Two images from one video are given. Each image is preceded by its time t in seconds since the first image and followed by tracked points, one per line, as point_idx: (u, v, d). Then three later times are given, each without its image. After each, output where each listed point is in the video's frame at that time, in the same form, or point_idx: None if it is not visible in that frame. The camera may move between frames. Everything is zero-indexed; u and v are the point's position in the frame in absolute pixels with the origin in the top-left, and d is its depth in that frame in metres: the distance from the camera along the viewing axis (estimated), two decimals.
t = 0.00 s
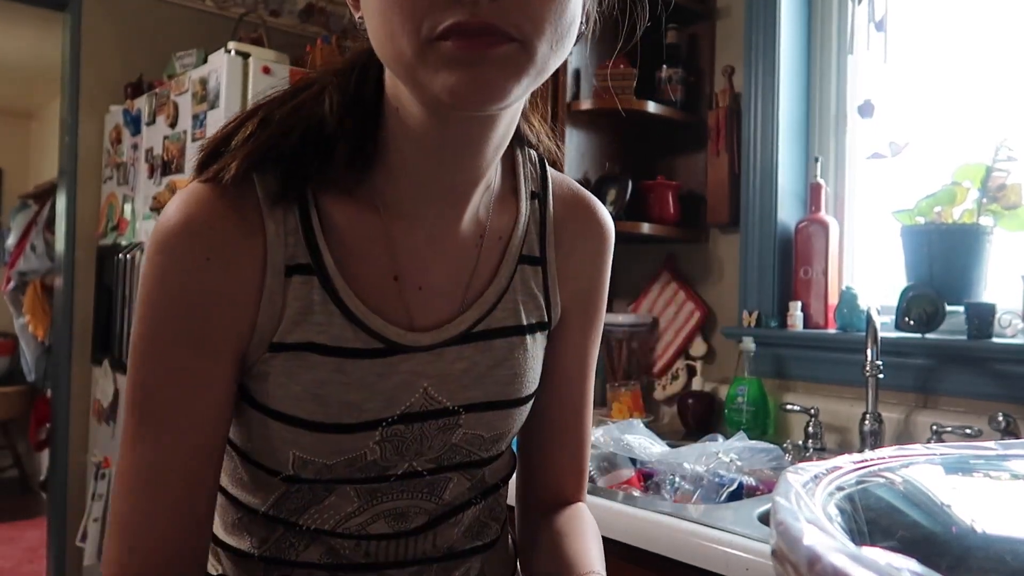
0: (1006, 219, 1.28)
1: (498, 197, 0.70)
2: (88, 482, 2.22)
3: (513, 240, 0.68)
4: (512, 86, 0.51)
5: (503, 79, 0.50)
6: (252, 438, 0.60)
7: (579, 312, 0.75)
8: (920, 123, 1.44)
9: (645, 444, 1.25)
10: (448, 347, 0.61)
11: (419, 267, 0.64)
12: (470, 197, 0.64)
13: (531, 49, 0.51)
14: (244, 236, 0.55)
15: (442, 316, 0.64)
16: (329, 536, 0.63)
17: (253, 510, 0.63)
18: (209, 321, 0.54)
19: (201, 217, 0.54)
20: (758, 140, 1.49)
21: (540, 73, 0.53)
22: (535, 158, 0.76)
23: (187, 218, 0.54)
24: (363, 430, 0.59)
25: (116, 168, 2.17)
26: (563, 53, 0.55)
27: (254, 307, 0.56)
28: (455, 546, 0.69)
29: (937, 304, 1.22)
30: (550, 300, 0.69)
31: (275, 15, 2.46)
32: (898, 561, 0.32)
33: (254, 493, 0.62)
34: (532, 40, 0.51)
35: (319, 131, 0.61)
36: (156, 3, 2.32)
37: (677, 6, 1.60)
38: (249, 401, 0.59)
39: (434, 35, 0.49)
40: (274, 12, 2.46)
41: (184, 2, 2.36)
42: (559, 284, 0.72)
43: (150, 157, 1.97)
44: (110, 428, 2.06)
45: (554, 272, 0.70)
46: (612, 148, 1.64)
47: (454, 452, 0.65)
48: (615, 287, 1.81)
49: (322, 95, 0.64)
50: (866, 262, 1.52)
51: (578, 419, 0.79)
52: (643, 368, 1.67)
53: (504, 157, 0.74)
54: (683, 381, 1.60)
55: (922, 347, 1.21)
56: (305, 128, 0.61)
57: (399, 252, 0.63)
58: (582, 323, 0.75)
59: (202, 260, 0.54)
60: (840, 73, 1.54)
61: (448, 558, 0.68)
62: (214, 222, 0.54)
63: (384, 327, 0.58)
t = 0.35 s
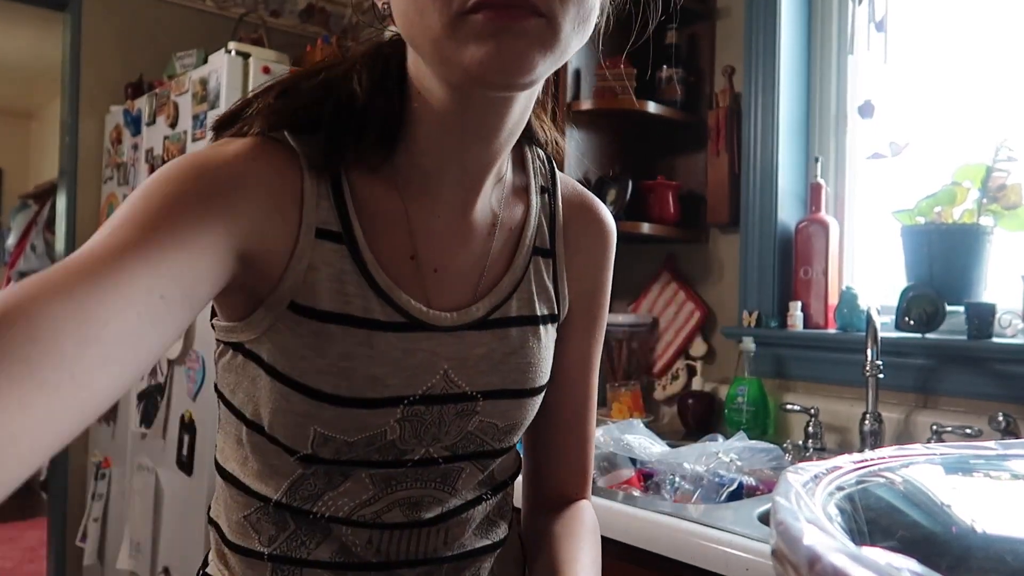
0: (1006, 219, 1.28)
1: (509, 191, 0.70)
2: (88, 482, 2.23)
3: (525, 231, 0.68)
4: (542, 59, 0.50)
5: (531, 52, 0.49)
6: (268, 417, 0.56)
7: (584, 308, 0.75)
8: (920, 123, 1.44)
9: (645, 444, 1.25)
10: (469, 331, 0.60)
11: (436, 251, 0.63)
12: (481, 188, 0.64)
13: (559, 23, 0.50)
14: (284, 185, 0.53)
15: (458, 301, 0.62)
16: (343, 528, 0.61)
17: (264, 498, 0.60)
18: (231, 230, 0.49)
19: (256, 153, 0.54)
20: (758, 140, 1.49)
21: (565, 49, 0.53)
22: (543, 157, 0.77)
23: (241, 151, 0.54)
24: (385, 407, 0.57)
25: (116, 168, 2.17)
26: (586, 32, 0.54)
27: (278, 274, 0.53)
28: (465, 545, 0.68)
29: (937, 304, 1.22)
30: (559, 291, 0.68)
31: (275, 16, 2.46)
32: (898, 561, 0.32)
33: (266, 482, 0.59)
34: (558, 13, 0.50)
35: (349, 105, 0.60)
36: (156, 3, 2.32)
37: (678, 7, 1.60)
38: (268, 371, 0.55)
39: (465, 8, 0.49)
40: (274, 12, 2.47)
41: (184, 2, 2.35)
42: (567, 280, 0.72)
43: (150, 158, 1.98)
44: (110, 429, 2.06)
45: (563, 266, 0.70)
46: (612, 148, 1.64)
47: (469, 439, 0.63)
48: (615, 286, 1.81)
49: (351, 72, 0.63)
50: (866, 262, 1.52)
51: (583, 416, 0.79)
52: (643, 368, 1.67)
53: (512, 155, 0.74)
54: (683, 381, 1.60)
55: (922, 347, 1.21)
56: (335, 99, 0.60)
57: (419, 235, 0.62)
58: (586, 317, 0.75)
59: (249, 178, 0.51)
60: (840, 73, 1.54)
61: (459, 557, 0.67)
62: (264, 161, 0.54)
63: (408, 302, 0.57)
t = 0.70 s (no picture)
0: (1006, 219, 1.28)
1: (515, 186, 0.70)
2: (87, 482, 2.23)
3: (532, 229, 0.68)
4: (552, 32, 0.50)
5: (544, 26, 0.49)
6: (282, 423, 0.56)
7: (586, 305, 0.76)
8: (920, 122, 1.44)
9: (645, 444, 1.25)
10: (480, 331, 0.60)
11: (447, 251, 0.63)
12: (493, 186, 0.64)
13: None
14: (309, 188, 0.53)
15: (469, 302, 0.62)
16: (354, 530, 0.61)
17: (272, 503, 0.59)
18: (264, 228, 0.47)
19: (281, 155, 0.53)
20: (759, 140, 1.49)
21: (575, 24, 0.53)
22: (543, 153, 0.77)
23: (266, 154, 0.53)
24: (402, 409, 0.57)
25: (116, 168, 2.17)
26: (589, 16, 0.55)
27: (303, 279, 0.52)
28: (473, 545, 0.68)
29: (937, 304, 1.22)
30: (566, 289, 0.69)
31: (276, 16, 2.46)
32: (898, 561, 0.32)
33: (275, 487, 0.59)
34: None
35: (353, 104, 0.60)
36: (157, 4, 2.32)
37: (678, 7, 1.60)
38: (283, 375, 0.54)
39: None
40: (274, 12, 2.47)
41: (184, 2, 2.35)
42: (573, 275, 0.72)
43: (150, 158, 1.98)
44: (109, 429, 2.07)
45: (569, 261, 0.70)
46: (611, 148, 1.64)
47: (483, 438, 0.64)
48: (615, 286, 1.81)
49: (354, 72, 0.63)
50: (866, 261, 1.52)
51: (587, 407, 0.79)
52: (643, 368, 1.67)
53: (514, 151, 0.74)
54: (683, 381, 1.60)
55: (922, 347, 1.21)
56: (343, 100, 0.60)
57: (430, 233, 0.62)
58: (585, 316, 0.76)
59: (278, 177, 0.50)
60: (840, 73, 1.54)
61: (467, 558, 0.67)
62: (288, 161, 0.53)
63: (425, 304, 0.57)
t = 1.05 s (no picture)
0: (1006, 219, 1.28)
1: (502, 175, 0.70)
2: (88, 482, 2.24)
3: (519, 217, 0.67)
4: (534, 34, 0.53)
5: (523, 27, 0.52)
6: (273, 410, 0.57)
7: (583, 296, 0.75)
8: (920, 123, 1.44)
9: (645, 444, 1.25)
10: (467, 314, 0.60)
11: (434, 236, 0.63)
12: (479, 174, 0.64)
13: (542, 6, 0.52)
14: (272, 185, 0.54)
15: (457, 284, 0.62)
16: (356, 524, 0.59)
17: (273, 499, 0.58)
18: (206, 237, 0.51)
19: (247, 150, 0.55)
20: (758, 140, 1.49)
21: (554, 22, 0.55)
22: (531, 148, 0.76)
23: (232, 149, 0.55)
24: (389, 389, 0.57)
25: (116, 168, 2.17)
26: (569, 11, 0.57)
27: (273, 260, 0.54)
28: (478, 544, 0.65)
29: (937, 304, 1.22)
30: (557, 276, 0.69)
31: (276, 16, 2.46)
32: (898, 561, 0.32)
33: (275, 478, 0.58)
34: None
35: (338, 99, 0.62)
36: (157, 4, 2.32)
37: (678, 7, 1.60)
38: (271, 365, 0.55)
39: None
40: (274, 12, 2.46)
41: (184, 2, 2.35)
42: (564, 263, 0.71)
43: (150, 158, 1.98)
44: (110, 429, 2.07)
45: (558, 249, 0.70)
46: (611, 148, 1.64)
47: (477, 426, 0.62)
48: (615, 286, 1.81)
49: (340, 69, 0.64)
50: (866, 262, 1.52)
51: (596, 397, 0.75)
52: (643, 368, 1.66)
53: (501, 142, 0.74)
54: (684, 381, 1.60)
55: (922, 347, 1.21)
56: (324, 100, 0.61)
57: (414, 216, 0.62)
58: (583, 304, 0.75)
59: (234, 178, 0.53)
60: (840, 72, 1.55)
61: (471, 557, 0.65)
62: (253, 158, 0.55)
63: (407, 286, 0.57)
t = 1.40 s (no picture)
0: (1006, 219, 1.28)
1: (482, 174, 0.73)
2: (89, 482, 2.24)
3: (498, 215, 0.69)
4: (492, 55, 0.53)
5: (483, 47, 0.52)
6: (246, 397, 0.60)
7: (574, 288, 0.74)
8: (920, 122, 1.44)
9: (645, 444, 1.25)
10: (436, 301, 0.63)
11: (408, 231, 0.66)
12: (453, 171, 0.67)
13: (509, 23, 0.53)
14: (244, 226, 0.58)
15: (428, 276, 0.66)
16: (327, 511, 0.60)
17: (251, 484, 0.61)
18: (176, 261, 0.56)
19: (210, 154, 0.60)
20: (759, 141, 1.49)
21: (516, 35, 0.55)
22: (518, 154, 0.76)
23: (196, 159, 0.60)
24: (353, 371, 0.59)
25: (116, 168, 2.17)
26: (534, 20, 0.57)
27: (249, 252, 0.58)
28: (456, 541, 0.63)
29: (937, 304, 1.22)
30: (540, 272, 0.70)
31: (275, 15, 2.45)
32: (898, 561, 0.32)
33: (255, 464, 0.61)
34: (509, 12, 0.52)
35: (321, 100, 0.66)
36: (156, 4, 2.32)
37: (678, 7, 1.60)
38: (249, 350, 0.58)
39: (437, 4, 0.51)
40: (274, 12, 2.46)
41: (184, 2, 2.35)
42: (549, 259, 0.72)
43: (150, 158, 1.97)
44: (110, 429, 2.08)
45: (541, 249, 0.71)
46: (610, 149, 1.64)
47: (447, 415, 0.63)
48: (615, 287, 1.81)
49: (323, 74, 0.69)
50: (866, 262, 1.53)
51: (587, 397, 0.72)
52: (642, 368, 1.66)
53: (484, 143, 0.76)
54: (683, 381, 1.60)
55: (923, 348, 1.21)
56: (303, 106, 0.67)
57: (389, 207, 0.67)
58: (574, 295, 0.74)
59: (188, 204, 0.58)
60: (840, 72, 1.55)
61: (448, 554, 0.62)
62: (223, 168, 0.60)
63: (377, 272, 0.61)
